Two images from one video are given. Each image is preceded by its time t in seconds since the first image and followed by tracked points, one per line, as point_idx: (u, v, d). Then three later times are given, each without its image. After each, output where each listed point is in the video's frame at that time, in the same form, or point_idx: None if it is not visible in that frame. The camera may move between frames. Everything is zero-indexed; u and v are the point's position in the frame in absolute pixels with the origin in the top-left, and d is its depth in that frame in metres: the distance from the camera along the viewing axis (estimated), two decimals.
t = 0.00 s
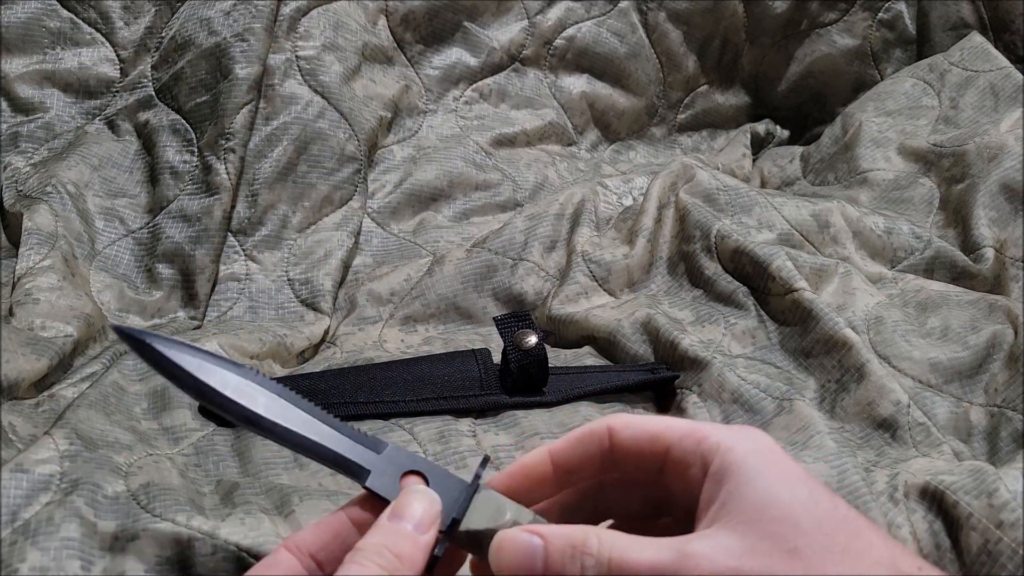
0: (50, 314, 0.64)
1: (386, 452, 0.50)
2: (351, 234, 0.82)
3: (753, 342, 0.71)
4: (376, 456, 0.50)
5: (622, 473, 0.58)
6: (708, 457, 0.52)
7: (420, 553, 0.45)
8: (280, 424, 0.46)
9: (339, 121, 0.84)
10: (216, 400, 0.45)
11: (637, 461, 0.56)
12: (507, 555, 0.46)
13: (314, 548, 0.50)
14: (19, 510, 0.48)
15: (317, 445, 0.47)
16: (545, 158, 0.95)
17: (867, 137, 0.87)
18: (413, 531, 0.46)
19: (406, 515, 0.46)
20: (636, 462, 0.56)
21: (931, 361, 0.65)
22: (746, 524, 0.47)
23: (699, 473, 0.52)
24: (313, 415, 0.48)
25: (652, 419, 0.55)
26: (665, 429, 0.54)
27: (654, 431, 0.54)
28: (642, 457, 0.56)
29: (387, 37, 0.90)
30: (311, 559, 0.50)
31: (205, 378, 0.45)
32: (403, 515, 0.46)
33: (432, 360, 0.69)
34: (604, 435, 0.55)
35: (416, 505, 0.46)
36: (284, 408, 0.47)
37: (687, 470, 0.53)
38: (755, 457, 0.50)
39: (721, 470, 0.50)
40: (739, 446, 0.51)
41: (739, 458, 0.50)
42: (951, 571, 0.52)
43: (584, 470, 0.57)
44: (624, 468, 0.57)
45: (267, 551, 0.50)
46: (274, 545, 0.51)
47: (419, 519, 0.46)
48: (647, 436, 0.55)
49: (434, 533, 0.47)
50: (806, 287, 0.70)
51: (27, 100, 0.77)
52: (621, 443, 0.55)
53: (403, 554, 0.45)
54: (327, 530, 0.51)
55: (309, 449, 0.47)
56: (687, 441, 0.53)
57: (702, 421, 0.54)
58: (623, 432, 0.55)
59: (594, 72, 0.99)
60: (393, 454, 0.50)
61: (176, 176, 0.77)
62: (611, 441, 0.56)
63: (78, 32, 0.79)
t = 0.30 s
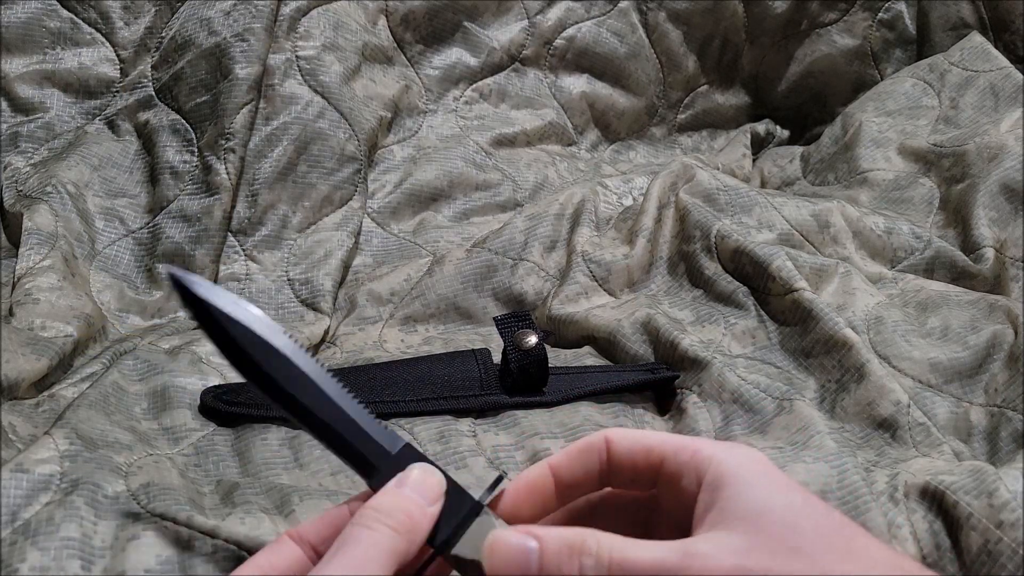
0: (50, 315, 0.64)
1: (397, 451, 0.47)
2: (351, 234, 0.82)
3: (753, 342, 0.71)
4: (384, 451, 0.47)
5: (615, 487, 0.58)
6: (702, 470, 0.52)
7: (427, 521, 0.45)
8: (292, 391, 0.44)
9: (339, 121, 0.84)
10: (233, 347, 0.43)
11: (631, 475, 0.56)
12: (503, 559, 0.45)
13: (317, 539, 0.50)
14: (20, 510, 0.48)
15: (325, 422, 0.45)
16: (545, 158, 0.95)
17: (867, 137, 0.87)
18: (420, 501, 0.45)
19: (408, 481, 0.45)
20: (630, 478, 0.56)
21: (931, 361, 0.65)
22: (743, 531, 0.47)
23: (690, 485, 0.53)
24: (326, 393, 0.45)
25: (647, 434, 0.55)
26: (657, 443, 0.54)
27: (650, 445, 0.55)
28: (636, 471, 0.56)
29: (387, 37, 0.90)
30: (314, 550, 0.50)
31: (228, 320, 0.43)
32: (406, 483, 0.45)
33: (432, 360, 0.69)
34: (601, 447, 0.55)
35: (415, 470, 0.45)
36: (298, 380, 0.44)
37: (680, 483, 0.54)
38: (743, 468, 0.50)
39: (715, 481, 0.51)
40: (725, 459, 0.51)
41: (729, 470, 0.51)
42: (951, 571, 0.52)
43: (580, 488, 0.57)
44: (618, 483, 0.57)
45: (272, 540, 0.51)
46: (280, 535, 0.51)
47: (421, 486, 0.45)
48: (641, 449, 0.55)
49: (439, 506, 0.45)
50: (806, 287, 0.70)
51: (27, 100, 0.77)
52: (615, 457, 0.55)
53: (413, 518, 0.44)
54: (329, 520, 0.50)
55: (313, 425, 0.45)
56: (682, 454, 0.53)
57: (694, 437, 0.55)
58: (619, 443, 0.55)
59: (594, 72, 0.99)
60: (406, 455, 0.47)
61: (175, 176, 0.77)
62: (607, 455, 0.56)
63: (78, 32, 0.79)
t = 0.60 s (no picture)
0: (50, 314, 0.64)
1: (418, 437, 0.46)
2: (351, 234, 0.82)
3: (753, 342, 0.71)
4: (406, 431, 0.46)
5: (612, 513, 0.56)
6: (704, 479, 0.51)
7: (428, 511, 0.44)
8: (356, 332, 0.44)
9: (339, 121, 0.84)
10: (334, 266, 0.44)
11: (631, 499, 0.55)
12: (527, 527, 0.47)
13: (322, 529, 0.49)
14: (20, 510, 0.48)
15: (368, 371, 0.45)
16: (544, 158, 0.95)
17: (867, 137, 0.87)
18: (421, 491, 0.44)
19: (409, 470, 0.44)
20: (628, 504, 0.55)
21: (931, 361, 0.65)
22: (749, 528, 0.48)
23: (695, 500, 0.52)
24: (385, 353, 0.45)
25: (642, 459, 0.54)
26: (652, 464, 0.53)
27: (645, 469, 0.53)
28: (634, 497, 0.55)
29: (387, 37, 0.90)
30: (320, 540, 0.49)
31: (340, 241, 0.44)
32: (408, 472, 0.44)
33: (432, 360, 0.69)
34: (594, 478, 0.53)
35: (417, 457, 0.45)
36: (367, 327, 0.44)
37: (683, 500, 0.53)
38: (743, 472, 0.51)
39: (717, 487, 0.51)
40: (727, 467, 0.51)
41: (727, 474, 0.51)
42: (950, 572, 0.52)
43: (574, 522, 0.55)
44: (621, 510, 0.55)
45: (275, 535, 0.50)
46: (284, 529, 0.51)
47: (422, 474, 0.44)
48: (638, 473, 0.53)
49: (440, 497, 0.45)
50: (806, 287, 0.70)
51: (27, 100, 0.77)
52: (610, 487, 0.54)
53: (413, 508, 0.43)
54: (333, 510, 0.50)
55: (353, 368, 0.45)
56: (682, 470, 0.52)
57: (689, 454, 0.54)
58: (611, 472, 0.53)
59: (594, 72, 0.99)
60: (426, 442, 0.46)
61: (176, 176, 0.77)
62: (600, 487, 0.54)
63: (78, 32, 0.79)
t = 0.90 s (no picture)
0: (50, 314, 0.64)
1: (421, 423, 0.45)
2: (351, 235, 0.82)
3: (754, 342, 0.71)
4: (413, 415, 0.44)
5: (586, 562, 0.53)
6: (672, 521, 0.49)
7: (422, 496, 0.43)
8: (386, 308, 0.43)
9: (339, 121, 0.84)
10: (377, 237, 0.42)
11: (599, 549, 0.51)
12: None
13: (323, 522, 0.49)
14: (20, 510, 0.48)
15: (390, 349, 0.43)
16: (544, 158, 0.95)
17: (867, 137, 0.87)
18: (415, 476, 0.42)
19: (405, 458, 0.43)
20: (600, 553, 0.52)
21: (931, 361, 0.65)
22: (728, 561, 0.46)
23: (666, 542, 0.50)
24: (410, 336, 0.43)
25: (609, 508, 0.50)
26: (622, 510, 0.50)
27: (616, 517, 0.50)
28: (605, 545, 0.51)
29: (387, 37, 0.90)
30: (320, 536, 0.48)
31: (390, 213, 0.42)
32: (403, 458, 0.43)
33: (432, 361, 0.69)
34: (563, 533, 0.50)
35: (410, 441, 0.43)
36: (398, 306, 0.43)
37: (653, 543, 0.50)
38: (714, 508, 0.49)
39: (687, 525, 0.49)
40: (698, 505, 0.49)
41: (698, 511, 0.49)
42: (951, 572, 0.52)
43: None
44: (587, 566, 0.51)
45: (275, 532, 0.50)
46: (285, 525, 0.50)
47: (416, 460, 0.43)
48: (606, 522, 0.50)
49: (434, 481, 0.43)
50: (806, 287, 0.70)
51: (27, 100, 0.77)
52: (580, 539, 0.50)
53: (404, 495, 0.42)
54: (332, 503, 0.50)
55: (377, 343, 0.43)
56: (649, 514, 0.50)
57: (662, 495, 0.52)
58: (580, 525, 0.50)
59: (594, 72, 0.99)
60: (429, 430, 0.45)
61: (176, 176, 0.77)
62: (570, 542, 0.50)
63: (78, 32, 0.79)
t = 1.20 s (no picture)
0: (50, 314, 0.64)
1: (368, 402, 0.47)
2: (350, 235, 0.82)
3: (753, 343, 0.71)
4: (358, 395, 0.46)
5: None
6: (661, 559, 0.51)
7: (371, 474, 0.45)
8: (311, 295, 0.45)
9: (339, 121, 0.84)
10: (290, 236, 0.45)
11: None
12: None
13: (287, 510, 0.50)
14: (20, 510, 0.48)
15: (321, 334, 0.45)
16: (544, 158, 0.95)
17: (867, 137, 0.87)
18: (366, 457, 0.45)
19: (358, 441, 0.45)
20: None
21: (931, 361, 0.65)
22: None
23: None
24: (338, 318, 0.45)
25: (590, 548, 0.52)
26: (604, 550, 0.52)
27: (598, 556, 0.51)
28: None
29: (387, 37, 0.90)
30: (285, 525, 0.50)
31: (296, 205, 0.45)
32: (355, 441, 0.45)
33: (432, 360, 0.69)
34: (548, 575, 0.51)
35: (362, 423, 0.45)
36: (321, 291, 0.45)
37: None
38: (704, 543, 0.51)
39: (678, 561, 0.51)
40: (685, 543, 0.51)
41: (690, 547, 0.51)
42: (951, 572, 0.52)
43: None
44: None
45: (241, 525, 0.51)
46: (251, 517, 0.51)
47: (367, 441, 0.45)
48: (590, 560, 0.51)
49: (387, 459, 0.46)
50: (806, 287, 0.70)
51: (27, 100, 0.77)
52: None
53: (355, 476, 0.44)
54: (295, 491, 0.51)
55: (308, 332, 0.45)
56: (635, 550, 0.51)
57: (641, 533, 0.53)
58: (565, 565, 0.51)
59: (594, 72, 0.99)
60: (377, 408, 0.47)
61: (175, 176, 0.77)
62: None
63: (78, 32, 0.79)
